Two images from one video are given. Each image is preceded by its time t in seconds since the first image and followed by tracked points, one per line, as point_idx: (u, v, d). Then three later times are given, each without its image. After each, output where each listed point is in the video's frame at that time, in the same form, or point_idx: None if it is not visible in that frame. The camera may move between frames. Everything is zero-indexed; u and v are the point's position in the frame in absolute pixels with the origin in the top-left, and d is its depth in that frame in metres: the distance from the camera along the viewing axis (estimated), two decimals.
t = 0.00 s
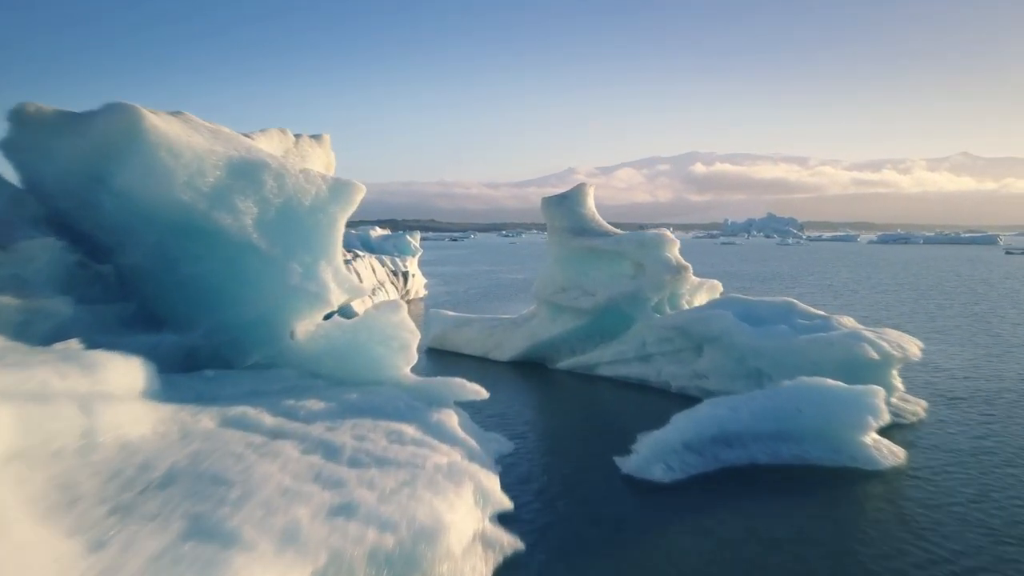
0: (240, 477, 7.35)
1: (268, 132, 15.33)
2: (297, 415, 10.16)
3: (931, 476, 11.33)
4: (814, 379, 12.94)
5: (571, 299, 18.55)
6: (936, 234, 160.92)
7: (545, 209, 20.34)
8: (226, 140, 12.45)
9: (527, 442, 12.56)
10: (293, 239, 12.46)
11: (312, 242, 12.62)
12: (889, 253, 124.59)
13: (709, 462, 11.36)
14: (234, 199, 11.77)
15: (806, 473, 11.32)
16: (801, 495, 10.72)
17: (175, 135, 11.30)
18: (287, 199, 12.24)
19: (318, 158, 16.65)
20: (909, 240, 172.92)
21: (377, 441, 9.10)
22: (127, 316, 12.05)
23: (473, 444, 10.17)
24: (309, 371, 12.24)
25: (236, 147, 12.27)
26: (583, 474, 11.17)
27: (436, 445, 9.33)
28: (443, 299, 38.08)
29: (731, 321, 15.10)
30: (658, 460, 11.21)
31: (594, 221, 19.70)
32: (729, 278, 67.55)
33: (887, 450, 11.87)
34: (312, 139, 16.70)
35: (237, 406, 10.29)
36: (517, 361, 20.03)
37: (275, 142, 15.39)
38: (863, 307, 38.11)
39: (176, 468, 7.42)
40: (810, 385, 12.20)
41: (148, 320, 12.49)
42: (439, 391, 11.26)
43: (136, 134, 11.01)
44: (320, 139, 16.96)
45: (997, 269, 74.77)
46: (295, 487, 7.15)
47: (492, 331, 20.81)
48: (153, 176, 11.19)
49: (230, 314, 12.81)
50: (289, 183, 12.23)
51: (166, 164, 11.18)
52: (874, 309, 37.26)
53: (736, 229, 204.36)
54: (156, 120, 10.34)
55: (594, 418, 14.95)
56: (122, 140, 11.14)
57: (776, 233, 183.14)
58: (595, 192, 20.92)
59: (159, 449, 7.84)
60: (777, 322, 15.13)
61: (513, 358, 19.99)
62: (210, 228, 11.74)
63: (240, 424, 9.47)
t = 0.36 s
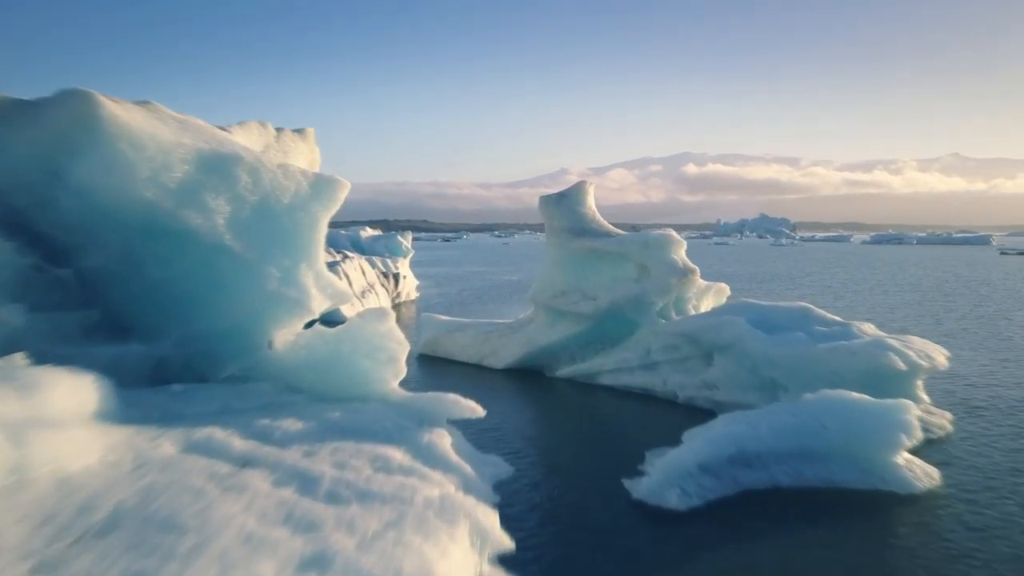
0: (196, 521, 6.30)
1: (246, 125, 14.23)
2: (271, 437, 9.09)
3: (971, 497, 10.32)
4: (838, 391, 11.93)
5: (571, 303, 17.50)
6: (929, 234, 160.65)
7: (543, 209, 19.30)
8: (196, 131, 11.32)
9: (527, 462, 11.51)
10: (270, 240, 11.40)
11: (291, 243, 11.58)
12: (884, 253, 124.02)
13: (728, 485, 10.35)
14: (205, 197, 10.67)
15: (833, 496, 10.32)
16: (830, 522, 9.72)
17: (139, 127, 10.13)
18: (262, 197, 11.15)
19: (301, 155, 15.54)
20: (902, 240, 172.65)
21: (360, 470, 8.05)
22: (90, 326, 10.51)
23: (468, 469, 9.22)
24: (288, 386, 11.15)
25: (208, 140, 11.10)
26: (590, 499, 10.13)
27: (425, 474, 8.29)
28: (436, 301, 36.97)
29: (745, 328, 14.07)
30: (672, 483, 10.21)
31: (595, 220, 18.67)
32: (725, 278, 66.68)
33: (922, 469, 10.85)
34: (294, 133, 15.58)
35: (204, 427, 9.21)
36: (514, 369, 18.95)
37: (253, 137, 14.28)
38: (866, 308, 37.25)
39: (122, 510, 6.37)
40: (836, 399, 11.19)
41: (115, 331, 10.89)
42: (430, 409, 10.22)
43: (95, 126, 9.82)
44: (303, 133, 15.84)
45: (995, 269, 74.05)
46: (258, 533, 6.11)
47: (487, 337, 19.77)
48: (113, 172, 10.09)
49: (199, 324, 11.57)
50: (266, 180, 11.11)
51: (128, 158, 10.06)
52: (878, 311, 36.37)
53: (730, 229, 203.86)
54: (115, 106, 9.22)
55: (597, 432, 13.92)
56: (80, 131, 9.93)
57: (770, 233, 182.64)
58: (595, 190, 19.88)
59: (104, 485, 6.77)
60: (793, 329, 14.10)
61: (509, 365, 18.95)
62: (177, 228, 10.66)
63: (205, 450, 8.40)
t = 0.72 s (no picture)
0: None
1: (222, 118, 13.14)
2: (238, 467, 7.96)
3: None
4: (868, 407, 10.86)
5: (571, 308, 16.42)
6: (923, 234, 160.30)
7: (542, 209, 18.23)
8: (156, 119, 10.06)
9: (528, 488, 10.39)
10: (242, 241, 10.27)
11: (265, 245, 10.45)
12: (879, 253, 123.47)
13: (752, 515, 9.33)
14: (168, 195, 9.47)
15: (869, 527, 9.27)
16: (869, 555, 8.65)
17: (93, 114, 8.88)
18: (234, 195, 9.97)
19: (282, 151, 14.38)
20: (896, 241, 172.29)
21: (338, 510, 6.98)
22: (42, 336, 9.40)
23: (462, 501, 8.16)
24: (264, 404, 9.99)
25: (172, 131, 9.87)
26: (599, 531, 9.06)
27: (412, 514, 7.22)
28: (428, 303, 35.85)
29: (762, 337, 13.02)
30: (690, 513, 9.18)
31: (597, 221, 17.61)
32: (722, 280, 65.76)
33: (965, 496, 9.79)
34: (275, 127, 14.42)
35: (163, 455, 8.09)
36: (510, 378, 17.83)
37: (228, 132, 13.13)
38: (871, 311, 36.29)
39: (42, 571, 5.25)
40: (870, 415, 10.11)
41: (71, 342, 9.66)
42: (422, 432, 9.15)
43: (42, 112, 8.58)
44: (285, 127, 14.68)
45: (994, 270, 73.28)
46: None
47: (482, 345, 18.68)
48: (62, 165, 8.89)
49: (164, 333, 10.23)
50: (238, 176, 9.92)
51: (80, 151, 8.85)
52: (883, 313, 35.42)
53: (724, 230, 203.32)
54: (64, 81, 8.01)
55: (602, 449, 12.85)
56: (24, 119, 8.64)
57: (763, 234, 182.10)
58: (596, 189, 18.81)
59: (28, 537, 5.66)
60: (814, 337, 13.04)
61: (506, 374, 17.86)
62: (136, 228, 9.49)
63: (160, 484, 7.27)
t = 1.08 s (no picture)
0: None
1: (191, 109, 12.00)
2: (195, 507, 6.84)
3: None
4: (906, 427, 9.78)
5: (572, 314, 15.30)
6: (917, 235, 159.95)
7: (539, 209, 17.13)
8: (108, 106, 8.85)
9: (530, 521, 9.29)
10: (208, 244, 9.11)
11: (234, 248, 9.30)
12: (873, 253, 122.89)
13: (784, 555, 8.30)
14: (123, 192, 8.28)
15: (916, 566, 8.20)
16: None
17: (35, 97, 7.67)
18: (199, 191, 8.79)
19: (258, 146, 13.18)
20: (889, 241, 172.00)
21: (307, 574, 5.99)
22: None
23: (456, 549, 7.20)
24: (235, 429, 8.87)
25: (127, 122, 8.64)
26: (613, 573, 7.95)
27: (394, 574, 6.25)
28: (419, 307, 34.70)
29: (784, 348, 11.96)
30: (715, 554, 8.15)
31: (599, 222, 16.53)
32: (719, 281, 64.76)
33: None
34: (252, 119, 13.21)
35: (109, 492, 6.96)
36: (507, 389, 16.73)
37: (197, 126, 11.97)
38: (875, 313, 35.35)
39: None
40: (911, 438, 9.03)
41: (17, 358, 8.42)
42: (412, 462, 8.04)
43: None
44: (263, 119, 13.46)
45: (992, 271, 72.55)
46: None
47: (476, 352, 17.57)
48: None
49: (124, 350, 9.05)
50: (202, 171, 8.74)
51: (18, 141, 7.63)
52: (888, 316, 34.48)
53: (717, 230, 202.74)
54: (0, 63, 6.74)
55: (609, 469, 11.78)
56: None
57: (757, 234, 181.57)
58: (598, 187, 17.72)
59: None
60: (839, 348, 11.95)
61: (502, 384, 16.77)
62: (85, 231, 8.29)
63: (100, 531, 6.15)
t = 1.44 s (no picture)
0: None
1: (156, 98, 10.77)
2: (138, 566, 5.69)
3: None
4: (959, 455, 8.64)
5: (574, 321, 14.15)
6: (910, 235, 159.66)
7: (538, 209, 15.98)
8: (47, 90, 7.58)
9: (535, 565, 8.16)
10: (164, 249, 7.89)
11: (195, 252, 8.08)
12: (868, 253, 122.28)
13: None
14: (60, 188, 7.04)
15: None
16: None
17: None
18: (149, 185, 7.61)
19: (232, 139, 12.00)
20: (883, 241, 171.57)
21: None
22: None
23: None
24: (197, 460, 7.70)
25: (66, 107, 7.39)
26: None
27: None
28: (410, 310, 33.49)
29: (812, 361, 10.83)
30: None
31: (602, 222, 15.39)
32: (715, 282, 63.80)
33: None
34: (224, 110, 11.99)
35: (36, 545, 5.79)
36: (503, 402, 15.59)
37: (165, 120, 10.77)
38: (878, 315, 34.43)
39: None
40: (971, 466, 7.99)
41: None
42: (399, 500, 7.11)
43: None
44: (236, 109, 12.25)
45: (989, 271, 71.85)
46: None
47: (470, 362, 16.42)
48: None
49: (69, 369, 7.82)
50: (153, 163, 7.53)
51: None
52: (892, 318, 33.52)
53: (710, 230, 202.12)
54: None
55: (617, 496, 10.66)
56: None
57: (750, 234, 180.94)
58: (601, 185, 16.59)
59: None
60: (871, 361, 10.84)
61: (498, 397, 15.61)
62: (16, 233, 7.06)
63: None
